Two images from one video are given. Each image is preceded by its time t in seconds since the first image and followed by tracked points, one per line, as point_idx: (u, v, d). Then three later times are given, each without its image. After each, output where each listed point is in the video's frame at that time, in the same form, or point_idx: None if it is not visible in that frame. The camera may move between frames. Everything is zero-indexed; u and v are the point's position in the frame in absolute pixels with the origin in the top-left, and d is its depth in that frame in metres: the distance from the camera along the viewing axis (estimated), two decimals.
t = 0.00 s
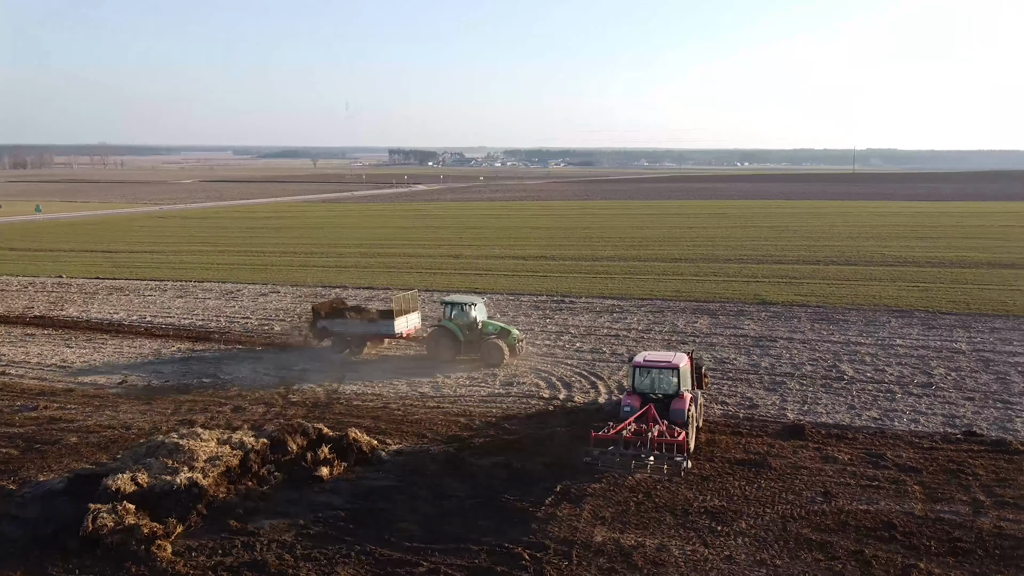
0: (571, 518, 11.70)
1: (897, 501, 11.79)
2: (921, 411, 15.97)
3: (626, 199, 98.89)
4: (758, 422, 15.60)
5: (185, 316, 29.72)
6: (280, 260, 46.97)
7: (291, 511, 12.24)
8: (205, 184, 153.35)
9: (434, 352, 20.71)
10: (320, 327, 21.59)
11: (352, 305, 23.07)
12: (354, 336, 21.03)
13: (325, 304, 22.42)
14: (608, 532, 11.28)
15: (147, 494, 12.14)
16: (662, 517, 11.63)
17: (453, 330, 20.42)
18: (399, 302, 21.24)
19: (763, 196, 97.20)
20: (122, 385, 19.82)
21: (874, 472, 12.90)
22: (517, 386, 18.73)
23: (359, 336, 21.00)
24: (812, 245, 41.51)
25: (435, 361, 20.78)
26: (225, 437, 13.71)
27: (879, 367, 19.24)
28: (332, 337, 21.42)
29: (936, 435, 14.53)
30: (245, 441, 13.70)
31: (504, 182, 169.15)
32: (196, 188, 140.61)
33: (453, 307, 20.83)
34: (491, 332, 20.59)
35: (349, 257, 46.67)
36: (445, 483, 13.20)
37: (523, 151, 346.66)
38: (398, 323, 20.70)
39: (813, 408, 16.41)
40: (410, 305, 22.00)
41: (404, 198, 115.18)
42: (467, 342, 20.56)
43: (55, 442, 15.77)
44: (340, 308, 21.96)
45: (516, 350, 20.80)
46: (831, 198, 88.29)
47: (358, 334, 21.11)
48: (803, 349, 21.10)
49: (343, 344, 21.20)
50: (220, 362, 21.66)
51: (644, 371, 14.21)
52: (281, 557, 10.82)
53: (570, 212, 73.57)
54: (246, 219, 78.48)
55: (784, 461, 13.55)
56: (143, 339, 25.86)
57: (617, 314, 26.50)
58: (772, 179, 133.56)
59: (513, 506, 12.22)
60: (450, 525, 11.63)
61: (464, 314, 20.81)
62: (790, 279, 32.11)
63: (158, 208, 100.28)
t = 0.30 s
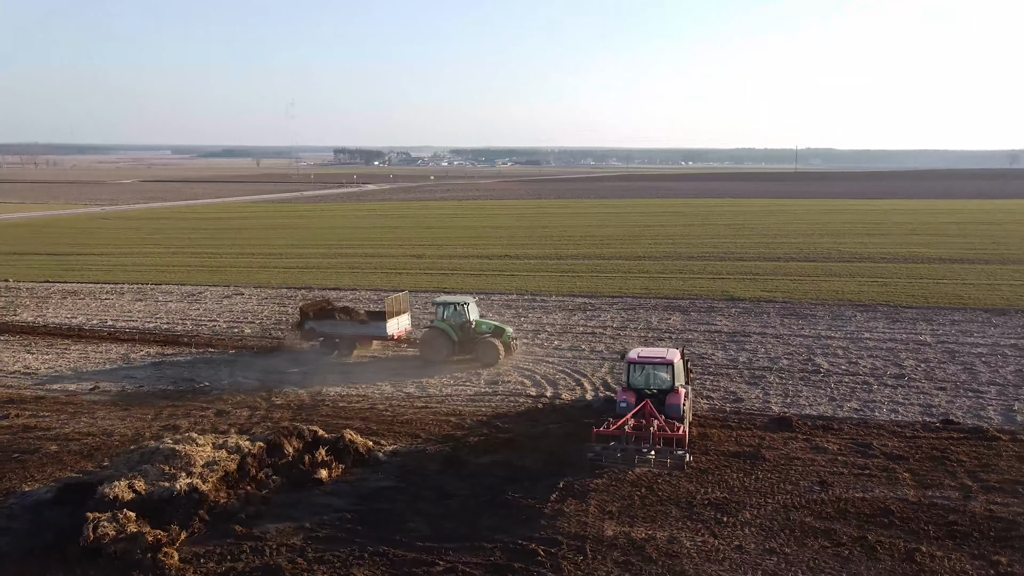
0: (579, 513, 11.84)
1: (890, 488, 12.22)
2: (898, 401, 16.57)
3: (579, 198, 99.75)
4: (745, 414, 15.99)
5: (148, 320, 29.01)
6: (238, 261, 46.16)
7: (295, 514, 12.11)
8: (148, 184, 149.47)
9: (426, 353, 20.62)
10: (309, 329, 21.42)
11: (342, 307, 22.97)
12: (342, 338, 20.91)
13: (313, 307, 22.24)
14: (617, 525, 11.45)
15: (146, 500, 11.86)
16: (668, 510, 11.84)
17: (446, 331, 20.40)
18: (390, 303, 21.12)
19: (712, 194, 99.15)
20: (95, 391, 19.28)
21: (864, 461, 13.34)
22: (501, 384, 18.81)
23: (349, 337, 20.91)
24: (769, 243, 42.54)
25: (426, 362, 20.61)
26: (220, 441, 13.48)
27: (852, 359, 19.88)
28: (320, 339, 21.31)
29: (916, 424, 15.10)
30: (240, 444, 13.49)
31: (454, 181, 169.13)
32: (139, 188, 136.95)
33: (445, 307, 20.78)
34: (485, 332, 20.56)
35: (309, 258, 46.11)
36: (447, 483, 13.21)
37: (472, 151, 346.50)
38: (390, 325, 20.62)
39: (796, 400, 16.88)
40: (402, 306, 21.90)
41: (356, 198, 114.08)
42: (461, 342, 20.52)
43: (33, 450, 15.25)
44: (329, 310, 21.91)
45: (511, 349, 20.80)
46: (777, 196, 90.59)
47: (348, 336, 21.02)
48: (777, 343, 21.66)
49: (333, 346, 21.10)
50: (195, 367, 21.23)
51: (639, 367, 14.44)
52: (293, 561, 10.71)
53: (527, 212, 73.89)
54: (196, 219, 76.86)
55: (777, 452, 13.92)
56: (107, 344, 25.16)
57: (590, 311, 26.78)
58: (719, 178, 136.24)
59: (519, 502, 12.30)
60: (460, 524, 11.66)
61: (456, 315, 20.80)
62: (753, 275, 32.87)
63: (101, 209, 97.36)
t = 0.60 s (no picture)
0: (585, 508, 11.99)
1: (882, 476, 12.66)
2: (875, 392, 17.15)
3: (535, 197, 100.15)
4: (733, 408, 16.35)
5: (112, 323, 28.26)
6: (196, 263, 45.23)
7: (299, 516, 12.00)
8: (89, 184, 145.04)
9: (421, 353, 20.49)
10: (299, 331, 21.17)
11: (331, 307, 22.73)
12: (333, 339, 20.71)
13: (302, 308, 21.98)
14: (625, 518, 11.62)
15: (147, 506, 11.63)
16: (672, 502, 12.07)
17: (443, 331, 20.18)
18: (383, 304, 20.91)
19: (665, 193, 100.67)
20: (69, 398, 18.73)
21: (853, 450, 13.79)
22: (488, 382, 18.84)
23: (340, 339, 20.71)
24: (730, 240, 43.38)
25: (421, 363, 20.41)
26: (216, 444, 13.28)
27: (826, 353, 20.47)
28: (310, 340, 21.08)
29: (896, 413, 15.66)
30: (237, 448, 13.31)
31: (406, 180, 168.21)
32: (80, 189, 132.83)
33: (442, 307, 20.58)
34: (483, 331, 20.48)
35: (270, 259, 45.43)
36: (449, 481, 13.23)
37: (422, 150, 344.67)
38: (383, 326, 20.42)
39: (779, 393, 17.33)
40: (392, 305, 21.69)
41: (309, 198, 112.58)
42: (457, 342, 20.36)
43: (14, 459, 14.77)
44: (320, 311, 21.64)
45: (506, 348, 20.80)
46: (728, 195, 92.39)
47: (339, 337, 20.82)
48: (752, 338, 22.18)
49: (325, 348, 20.94)
50: (171, 371, 20.79)
51: (634, 363, 14.68)
52: (307, 563, 10.63)
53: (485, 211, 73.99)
54: (145, 220, 74.99)
55: (769, 444, 14.29)
56: (72, 349, 24.44)
57: (565, 309, 27.00)
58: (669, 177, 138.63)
59: (524, 499, 12.39)
60: (468, 521, 11.71)
61: (452, 314, 20.63)
62: (719, 273, 33.53)
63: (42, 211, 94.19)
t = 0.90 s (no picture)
0: (595, 502, 12.14)
1: (877, 464, 13.08)
2: (858, 384, 17.68)
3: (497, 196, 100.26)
4: (725, 402, 16.69)
5: (82, 327, 27.62)
6: (160, 264, 44.39)
7: (309, 516, 11.93)
8: (35, 185, 140.83)
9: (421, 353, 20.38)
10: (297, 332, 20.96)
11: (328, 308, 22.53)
12: (332, 341, 20.54)
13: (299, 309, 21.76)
14: (635, 511, 11.81)
15: (155, 510, 11.47)
16: (679, 494, 12.30)
17: (444, 331, 20.09)
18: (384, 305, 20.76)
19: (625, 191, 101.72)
20: (50, 403, 18.29)
21: (846, 440, 14.21)
22: (479, 380, 18.92)
23: (339, 340, 20.57)
24: (698, 238, 44.06)
25: (423, 363, 20.42)
26: (219, 447, 13.13)
27: (805, 347, 21.01)
28: (308, 341, 20.90)
29: (881, 404, 16.17)
30: (240, 449, 13.17)
31: (365, 180, 167.00)
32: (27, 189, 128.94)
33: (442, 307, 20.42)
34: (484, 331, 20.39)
35: (237, 259, 44.81)
36: (455, 478, 13.27)
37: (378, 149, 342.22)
38: (383, 327, 20.30)
39: (766, 386, 17.74)
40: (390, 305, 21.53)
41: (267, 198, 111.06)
42: (459, 342, 20.27)
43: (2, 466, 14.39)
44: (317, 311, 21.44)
45: (509, 348, 20.67)
46: (688, 193, 93.73)
47: (337, 338, 20.67)
48: (733, 334, 22.63)
49: (324, 349, 20.79)
50: (154, 375, 20.42)
51: (632, 359, 14.91)
52: (324, 563, 10.58)
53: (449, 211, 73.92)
54: (100, 220, 73.23)
55: (764, 435, 14.64)
56: (45, 353, 23.86)
57: (546, 307, 27.16)
58: (628, 176, 140.02)
59: (533, 494, 12.50)
60: (481, 517, 11.79)
61: (452, 313, 20.49)
62: (692, 269, 34.05)
63: None
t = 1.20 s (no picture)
0: (608, 497, 12.30)
1: (877, 455, 13.45)
2: (847, 378, 18.14)
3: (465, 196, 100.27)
4: (721, 397, 17.00)
5: (57, 330, 27.05)
6: (130, 265, 43.61)
7: (324, 517, 11.90)
8: None
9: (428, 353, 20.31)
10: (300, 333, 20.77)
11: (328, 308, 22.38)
12: (336, 341, 20.41)
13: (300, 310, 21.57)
14: (648, 506, 11.99)
15: (169, 513, 11.35)
16: (690, 488, 12.51)
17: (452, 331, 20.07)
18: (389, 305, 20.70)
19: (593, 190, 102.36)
20: (38, 407, 17.92)
21: (844, 433, 14.59)
22: (474, 378, 18.97)
23: (343, 340, 20.45)
24: (672, 236, 44.64)
25: (429, 361, 20.39)
26: (227, 449, 13.03)
27: (791, 342, 21.46)
28: (311, 342, 20.72)
29: (872, 397, 16.62)
30: (250, 451, 13.08)
31: (329, 179, 165.40)
32: None
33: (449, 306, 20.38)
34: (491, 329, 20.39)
35: (208, 260, 44.21)
36: (465, 476, 13.33)
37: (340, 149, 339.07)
38: (388, 326, 20.24)
39: (759, 381, 18.10)
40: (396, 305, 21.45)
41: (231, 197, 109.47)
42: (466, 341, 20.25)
43: None
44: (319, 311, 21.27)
45: (517, 346, 20.67)
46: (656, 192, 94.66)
47: (342, 339, 20.52)
48: (719, 330, 23.01)
49: (327, 349, 20.65)
50: (141, 379, 20.10)
51: (634, 357, 15.13)
52: (346, 563, 10.57)
53: (419, 210, 73.78)
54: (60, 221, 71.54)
55: (764, 429, 14.95)
56: (23, 356, 23.33)
57: (531, 306, 27.33)
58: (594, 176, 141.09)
59: (545, 490, 12.62)
60: (497, 513, 11.88)
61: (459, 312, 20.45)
62: (670, 267, 34.51)
63: None
